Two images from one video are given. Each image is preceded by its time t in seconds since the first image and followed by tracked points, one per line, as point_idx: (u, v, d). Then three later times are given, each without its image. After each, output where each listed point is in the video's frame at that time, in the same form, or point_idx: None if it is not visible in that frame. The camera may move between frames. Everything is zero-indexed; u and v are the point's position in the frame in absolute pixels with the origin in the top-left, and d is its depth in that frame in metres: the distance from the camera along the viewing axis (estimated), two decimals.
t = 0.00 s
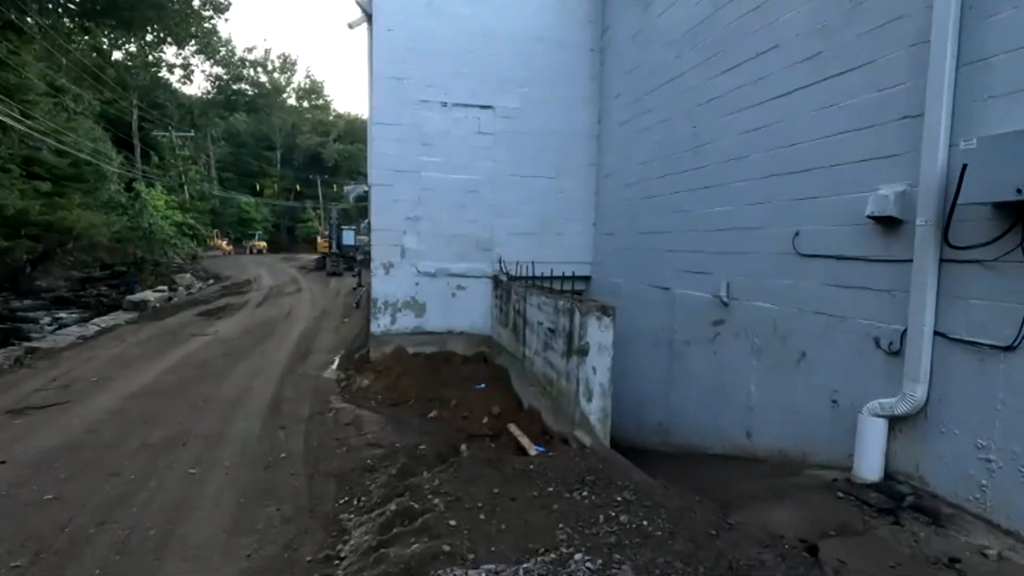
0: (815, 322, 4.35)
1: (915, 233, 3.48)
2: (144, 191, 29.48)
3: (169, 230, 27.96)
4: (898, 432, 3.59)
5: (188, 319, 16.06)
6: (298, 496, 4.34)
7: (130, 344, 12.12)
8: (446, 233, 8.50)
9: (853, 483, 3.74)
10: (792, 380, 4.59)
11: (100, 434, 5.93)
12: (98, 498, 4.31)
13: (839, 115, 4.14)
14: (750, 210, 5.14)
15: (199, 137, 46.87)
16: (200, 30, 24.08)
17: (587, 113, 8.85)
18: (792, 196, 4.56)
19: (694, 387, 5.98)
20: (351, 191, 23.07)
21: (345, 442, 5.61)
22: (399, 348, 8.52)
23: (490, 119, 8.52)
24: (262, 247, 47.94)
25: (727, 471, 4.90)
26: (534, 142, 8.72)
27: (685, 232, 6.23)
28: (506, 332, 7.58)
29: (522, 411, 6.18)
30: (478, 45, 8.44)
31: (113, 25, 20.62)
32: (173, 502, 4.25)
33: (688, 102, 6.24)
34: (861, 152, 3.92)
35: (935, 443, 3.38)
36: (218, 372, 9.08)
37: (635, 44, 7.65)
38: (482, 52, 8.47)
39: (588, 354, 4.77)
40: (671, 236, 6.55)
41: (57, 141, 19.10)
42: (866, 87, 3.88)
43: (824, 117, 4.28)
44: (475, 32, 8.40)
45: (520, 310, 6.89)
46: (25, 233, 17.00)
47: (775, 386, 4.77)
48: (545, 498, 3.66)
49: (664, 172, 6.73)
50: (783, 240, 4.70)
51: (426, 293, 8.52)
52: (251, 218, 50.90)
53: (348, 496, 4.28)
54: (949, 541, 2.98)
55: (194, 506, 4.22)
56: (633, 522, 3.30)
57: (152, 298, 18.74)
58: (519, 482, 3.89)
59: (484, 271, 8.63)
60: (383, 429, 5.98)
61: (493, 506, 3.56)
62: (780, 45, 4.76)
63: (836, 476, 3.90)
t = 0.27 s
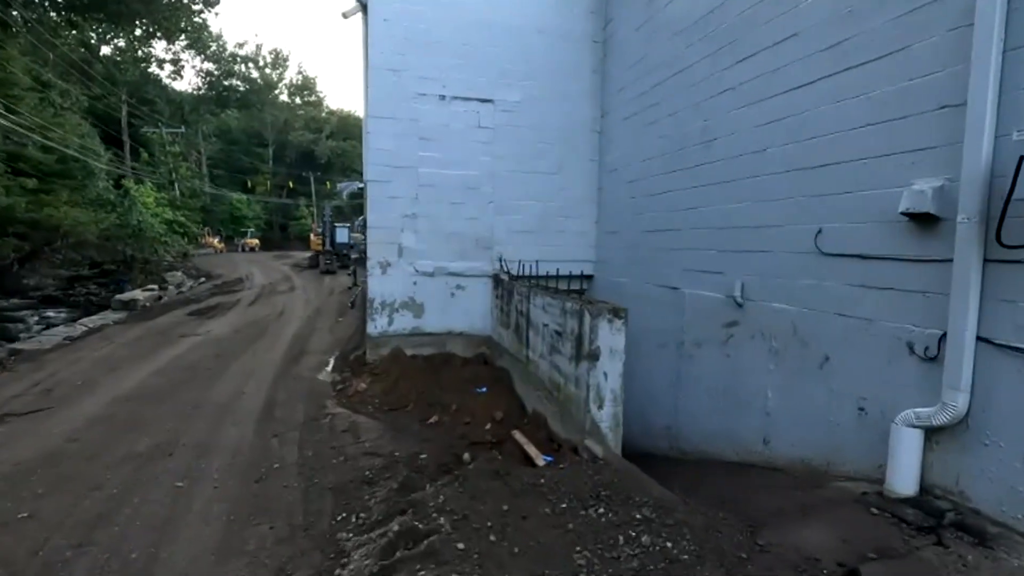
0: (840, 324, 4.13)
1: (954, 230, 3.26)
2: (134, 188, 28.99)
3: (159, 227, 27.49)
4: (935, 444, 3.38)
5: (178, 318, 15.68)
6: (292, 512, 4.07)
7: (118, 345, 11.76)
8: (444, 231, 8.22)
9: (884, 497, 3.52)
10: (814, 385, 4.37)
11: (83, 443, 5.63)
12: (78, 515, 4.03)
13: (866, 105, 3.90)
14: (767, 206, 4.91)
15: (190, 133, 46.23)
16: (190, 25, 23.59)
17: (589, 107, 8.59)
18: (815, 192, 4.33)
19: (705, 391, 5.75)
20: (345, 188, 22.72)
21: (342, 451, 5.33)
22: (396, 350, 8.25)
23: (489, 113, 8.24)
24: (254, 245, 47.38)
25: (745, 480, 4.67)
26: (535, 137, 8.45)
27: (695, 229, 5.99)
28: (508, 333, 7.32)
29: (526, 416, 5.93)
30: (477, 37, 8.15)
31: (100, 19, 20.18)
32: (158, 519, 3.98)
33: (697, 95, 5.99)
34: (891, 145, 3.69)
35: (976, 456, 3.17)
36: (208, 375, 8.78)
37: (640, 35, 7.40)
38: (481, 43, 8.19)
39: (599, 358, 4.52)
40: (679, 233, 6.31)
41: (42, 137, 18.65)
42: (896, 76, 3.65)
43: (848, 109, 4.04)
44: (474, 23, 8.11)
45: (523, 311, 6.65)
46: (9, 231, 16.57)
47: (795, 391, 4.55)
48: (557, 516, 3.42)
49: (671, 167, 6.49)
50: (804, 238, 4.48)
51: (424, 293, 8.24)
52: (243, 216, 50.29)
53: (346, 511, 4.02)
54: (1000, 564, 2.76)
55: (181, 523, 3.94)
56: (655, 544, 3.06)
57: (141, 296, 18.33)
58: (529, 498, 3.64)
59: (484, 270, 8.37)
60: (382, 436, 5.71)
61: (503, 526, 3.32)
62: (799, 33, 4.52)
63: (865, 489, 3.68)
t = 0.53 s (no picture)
0: (871, 324, 3.94)
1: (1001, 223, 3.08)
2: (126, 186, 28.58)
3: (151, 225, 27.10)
4: (980, 450, 3.19)
5: (172, 318, 15.37)
6: (295, 523, 3.85)
7: (110, 345, 11.47)
8: (447, 227, 7.99)
9: (925, 506, 3.33)
10: (841, 387, 4.18)
11: (71, 449, 5.36)
12: (66, 529, 3.79)
13: (900, 94, 3.70)
14: (790, 200, 4.71)
15: (182, 130, 45.69)
16: (182, 20, 23.23)
17: (595, 101, 8.37)
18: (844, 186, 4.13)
19: (721, 393, 5.56)
20: (340, 186, 22.43)
21: (345, 457, 5.10)
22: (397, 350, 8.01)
23: (493, 106, 8.01)
24: (248, 243, 46.87)
25: (768, 486, 4.48)
26: (540, 131, 8.23)
27: (710, 225, 5.78)
28: (513, 333, 7.10)
29: (535, 419, 5.72)
30: (480, 28, 7.91)
31: (90, 13, 19.82)
32: (151, 533, 3.74)
33: (712, 86, 5.78)
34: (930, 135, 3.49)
35: None
36: (203, 376, 8.51)
37: (648, 26, 7.19)
38: (485, 35, 7.95)
39: (616, 360, 4.30)
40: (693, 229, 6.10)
41: (31, 133, 18.29)
42: (934, 62, 3.46)
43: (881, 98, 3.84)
44: (477, 14, 7.87)
45: (531, 310, 6.43)
46: None
47: (820, 394, 4.36)
48: (580, 529, 3.20)
49: (684, 161, 6.28)
50: (832, 233, 4.28)
51: (426, 292, 8.01)
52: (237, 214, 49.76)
53: (352, 523, 3.80)
54: None
55: (176, 537, 3.71)
56: (689, 561, 2.86)
57: (134, 295, 17.98)
58: (548, 510, 3.43)
59: (488, 268, 8.15)
60: (386, 441, 5.49)
61: (523, 541, 3.11)
62: (825, 19, 4.31)
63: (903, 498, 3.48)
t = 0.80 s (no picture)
0: (905, 325, 3.76)
1: None
2: (117, 184, 28.21)
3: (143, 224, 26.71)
4: None
5: (164, 318, 15.05)
6: (298, 538, 3.62)
7: (99, 347, 11.15)
8: (451, 225, 7.76)
9: (971, 518, 3.14)
10: (873, 391, 4.00)
11: (59, 457, 5.10)
12: (52, 546, 3.54)
13: (940, 82, 3.53)
14: (815, 195, 4.53)
15: (174, 129, 45.18)
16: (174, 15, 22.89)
17: (602, 95, 8.17)
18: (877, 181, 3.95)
19: (739, 396, 5.37)
20: (335, 186, 22.21)
21: (349, 465, 4.87)
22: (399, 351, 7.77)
23: (498, 101, 7.79)
24: (241, 243, 46.33)
25: (793, 494, 4.29)
26: (546, 127, 8.01)
27: (728, 222, 5.60)
28: (520, 334, 6.89)
29: (545, 424, 5.51)
30: (484, 20, 7.69)
31: (80, 7, 19.48)
32: (144, 550, 3.50)
33: (729, 79, 5.59)
34: (977, 125, 3.31)
35: None
36: (197, 379, 8.25)
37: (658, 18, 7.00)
38: (489, 27, 7.73)
39: (636, 363, 4.09)
40: (708, 226, 5.91)
41: (20, 130, 17.93)
42: (978, 48, 3.29)
43: (918, 86, 3.67)
44: (482, 6, 7.66)
45: (539, 311, 6.22)
46: None
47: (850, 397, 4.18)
48: (607, 545, 2.99)
49: (699, 157, 6.09)
50: (862, 230, 4.10)
51: (429, 292, 7.78)
52: (230, 213, 49.22)
53: (359, 538, 3.57)
54: None
55: (170, 554, 3.47)
56: None
57: (125, 295, 17.61)
58: (570, 523, 3.22)
59: (492, 267, 7.93)
60: (390, 447, 5.26)
61: (546, 559, 2.89)
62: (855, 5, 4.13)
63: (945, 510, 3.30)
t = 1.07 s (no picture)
0: (942, 327, 3.56)
1: None
2: (110, 183, 27.84)
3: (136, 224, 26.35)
4: None
5: (157, 320, 14.74)
6: (300, 556, 3.38)
7: (91, 349, 10.86)
8: (453, 223, 7.53)
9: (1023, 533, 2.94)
10: (907, 396, 3.79)
11: (44, 467, 4.84)
12: (34, 567, 3.29)
13: (983, 69, 3.33)
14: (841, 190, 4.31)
15: (168, 127, 44.74)
16: (167, 12, 22.58)
17: (608, 90, 7.95)
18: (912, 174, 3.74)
19: (758, 400, 5.16)
20: (331, 184, 21.93)
21: (351, 475, 4.62)
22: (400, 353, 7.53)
23: (501, 95, 7.55)
24: (235, 242, 45.88)
25: (821, 505, 4.07)
26: (550, 122, 7.78)
27: (744, 219, 5.38)
28: (526, 336, 6.66)
29: (555, 430, 5.28)
30: (487, 11, 7.46)
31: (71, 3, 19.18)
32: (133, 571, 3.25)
33: (745, 70, 5.38)
34: None
35: None
36: (191, 382, 7.98)
37: (667, 9, 6.79)
38: (491, 19, 7.49)
39: (657, 367, 3.87)
40: (723, 223, 5.69)
41: (9, 127, 17.61)
42: None
43: (959, 73, 3.46)
44: None
45: (548, 312, 5.99)
46: None
47: (880, 402, 3.98)
48: (636, 565, 2.77)
49: (712, 151, 5.87)
50: (895, 226, 3.88)
51: (431, 292, 7.54)
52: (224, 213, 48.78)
53: (366, 556, 3.34)
54: None
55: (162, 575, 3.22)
56: None
57: (117, 296, 17.27)
58: (594, 541, 2.99)
59: (496, 266, 7.70)
60: (395, 456, 5.01)
61: None
62: None
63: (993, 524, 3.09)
